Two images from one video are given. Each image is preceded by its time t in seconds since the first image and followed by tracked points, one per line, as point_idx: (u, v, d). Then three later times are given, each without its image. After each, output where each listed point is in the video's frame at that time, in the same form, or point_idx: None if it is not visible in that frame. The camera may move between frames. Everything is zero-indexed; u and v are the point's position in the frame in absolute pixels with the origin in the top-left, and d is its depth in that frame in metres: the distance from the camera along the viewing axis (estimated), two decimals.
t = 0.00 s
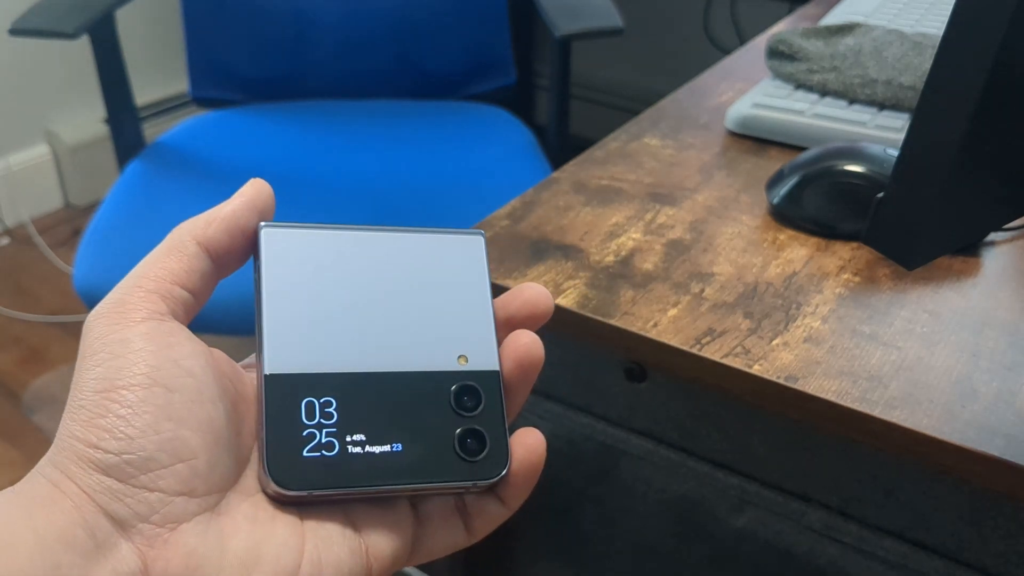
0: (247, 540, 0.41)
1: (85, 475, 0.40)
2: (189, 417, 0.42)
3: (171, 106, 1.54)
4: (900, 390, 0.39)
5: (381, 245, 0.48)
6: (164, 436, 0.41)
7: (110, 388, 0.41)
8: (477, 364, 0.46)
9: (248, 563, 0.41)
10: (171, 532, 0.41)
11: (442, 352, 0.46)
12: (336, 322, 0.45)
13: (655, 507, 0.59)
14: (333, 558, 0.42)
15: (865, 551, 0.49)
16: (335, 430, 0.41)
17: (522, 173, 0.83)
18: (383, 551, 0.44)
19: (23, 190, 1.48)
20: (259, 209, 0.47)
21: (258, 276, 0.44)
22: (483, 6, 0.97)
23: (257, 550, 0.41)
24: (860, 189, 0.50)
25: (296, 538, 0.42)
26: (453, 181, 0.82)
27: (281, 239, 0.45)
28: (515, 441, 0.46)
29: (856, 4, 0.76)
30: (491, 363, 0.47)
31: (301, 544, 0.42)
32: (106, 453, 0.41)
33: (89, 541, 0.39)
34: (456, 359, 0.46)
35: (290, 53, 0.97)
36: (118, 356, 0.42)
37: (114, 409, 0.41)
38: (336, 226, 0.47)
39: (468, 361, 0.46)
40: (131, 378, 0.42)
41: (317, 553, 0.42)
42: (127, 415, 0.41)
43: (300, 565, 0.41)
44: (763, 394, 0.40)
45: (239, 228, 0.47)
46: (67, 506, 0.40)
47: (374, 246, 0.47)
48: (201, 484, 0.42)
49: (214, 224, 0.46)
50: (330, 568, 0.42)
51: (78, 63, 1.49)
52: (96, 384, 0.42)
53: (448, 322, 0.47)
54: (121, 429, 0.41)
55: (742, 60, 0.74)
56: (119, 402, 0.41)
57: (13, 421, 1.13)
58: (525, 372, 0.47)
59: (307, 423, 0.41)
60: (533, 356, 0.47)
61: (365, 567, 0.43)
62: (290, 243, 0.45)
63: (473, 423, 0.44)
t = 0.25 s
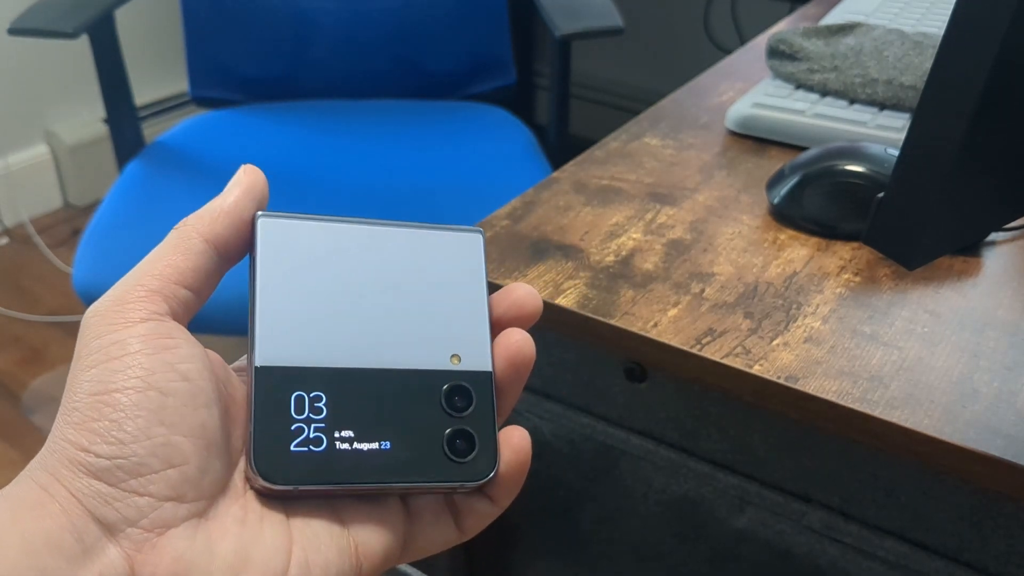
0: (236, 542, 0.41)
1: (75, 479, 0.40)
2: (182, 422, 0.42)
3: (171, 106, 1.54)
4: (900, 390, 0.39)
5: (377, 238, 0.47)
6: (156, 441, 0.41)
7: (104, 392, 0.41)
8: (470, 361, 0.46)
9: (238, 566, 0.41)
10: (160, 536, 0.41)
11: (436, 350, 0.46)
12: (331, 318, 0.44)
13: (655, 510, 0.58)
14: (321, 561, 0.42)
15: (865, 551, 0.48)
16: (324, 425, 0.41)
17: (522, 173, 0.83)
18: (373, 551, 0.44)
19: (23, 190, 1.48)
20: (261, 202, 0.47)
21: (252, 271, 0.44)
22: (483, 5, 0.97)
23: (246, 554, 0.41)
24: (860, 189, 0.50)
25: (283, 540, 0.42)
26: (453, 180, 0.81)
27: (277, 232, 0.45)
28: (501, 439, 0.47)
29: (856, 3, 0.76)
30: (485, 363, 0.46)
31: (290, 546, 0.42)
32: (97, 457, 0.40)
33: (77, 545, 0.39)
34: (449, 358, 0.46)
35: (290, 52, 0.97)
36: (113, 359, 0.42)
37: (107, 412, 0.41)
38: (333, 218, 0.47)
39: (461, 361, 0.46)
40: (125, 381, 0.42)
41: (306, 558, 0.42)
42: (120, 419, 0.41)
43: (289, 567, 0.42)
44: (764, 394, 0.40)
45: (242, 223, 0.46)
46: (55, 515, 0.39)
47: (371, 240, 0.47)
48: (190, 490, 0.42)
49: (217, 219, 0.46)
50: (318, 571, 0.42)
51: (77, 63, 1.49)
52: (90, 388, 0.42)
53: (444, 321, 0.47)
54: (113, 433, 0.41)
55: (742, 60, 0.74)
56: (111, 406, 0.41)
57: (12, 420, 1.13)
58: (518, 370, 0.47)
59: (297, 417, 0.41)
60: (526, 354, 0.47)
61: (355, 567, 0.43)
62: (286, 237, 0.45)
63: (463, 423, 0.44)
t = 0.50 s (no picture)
0: (242, 550, 0.41)
1: (81, 486, 0.40)
2: (187, 428, 0.42)
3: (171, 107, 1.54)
4: (900, 390, 0.39)
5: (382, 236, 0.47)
6: (161, 447, 0.41)
7: (109, 397, 0.41)
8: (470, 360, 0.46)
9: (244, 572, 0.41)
10: (167, 543, 0.41)
11: (439, 347, 0.46)
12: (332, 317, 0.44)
13: (655, 510, 0.58)
14: (327, 566, 0.42)
15: (865, 551, 0.48)
16: (325, 424, 0.41)
17: (522, 173, 0.83)
18: (380, 553, 0.44)
19: (23, 190, 1.48)
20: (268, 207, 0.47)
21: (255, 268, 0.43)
22: (484, 5, 0.97)
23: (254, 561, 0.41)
24: (859, 189, 0.50)
25: (291, 546, 0.42)
26: (453, 180, 0.81)
27: (282, 229, 0.44)
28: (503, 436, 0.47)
29: (856, 3, 0.76)
30: (489, 360, 0.46)
31: (297, 551, 0.42)
32: (101, 463, 0.40)
33: (83, 553, 0.39)
34: (453, 355, 0.46)
35: (290, 52, 0.97)
36: (118, 364, 0.42)
37: (112, 419, 0.41)
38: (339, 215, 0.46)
39: (464, 358, 0.46)
40: (130, 387, 0.42)
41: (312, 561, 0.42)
42: (125, 425, 0.41)
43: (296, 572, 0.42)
44: (764, 394, 0.40)
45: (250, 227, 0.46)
46: (55, 526, 0.39)
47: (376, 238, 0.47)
48: (196, 496, 0.41)
49: (224, 223, 0.46)
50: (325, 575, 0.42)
51: (77, 63, 1.49)
52: (95, 394, 0.42)
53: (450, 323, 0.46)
54: (118, 439, 0.41)
55: (742, 60, 0.74)
56: (116, 412, 0.41)
57: (12, 421, 1.13)
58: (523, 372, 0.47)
59: (297, 416, 0.41)
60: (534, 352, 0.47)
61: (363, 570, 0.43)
62: (290, 234, 0.45)
63: (464, 421, 0.44)
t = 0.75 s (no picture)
0: (248, 565, 0.41)
1: (83, 502, 0.41)
2: (187, 440, 0.42)
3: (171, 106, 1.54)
4: (900, 390, 0.39)
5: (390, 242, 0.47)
6: (162, 461, 0.41)
7: (108, 412, 0.41)
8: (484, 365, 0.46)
9: None
10: (172, 558, 0.41)
11: (448, 353, 0.46)
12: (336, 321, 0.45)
13: (655, 510, 0.59)
14: None
15: (865, 551, 0.48)
16: (333, 433, 0.42)
17: (522, 173, 0.83)
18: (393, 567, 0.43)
19: (23, 190, 1.48)
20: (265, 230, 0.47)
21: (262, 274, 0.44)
22: (484, 5, 0.97)
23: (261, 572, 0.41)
24: (859, 188, 0.50)
25: (300, 561, 0.41)
26: (452, 181, 0.81)
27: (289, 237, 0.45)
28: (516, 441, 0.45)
29: (857, 3, 0.76)
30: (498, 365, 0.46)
31: (306, 567, 0.41)
32: (103, 479, 0.41)
33: (87, 569, 0.40)
34: (462, 360, 0.46)
35: (290, 52, 0.97)
36: (116, 379, 0.42)
37: (112, 433, 0.41)
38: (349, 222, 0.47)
39: (474, 363, 0.46)
40: (129, 401, 0.42)
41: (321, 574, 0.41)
42: (125, 440, 0.41)
43: None
44: (764, 394, 0.40)
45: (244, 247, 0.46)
46: (57, 544, 0.40)
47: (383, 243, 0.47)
48: (201, 509, 0.41)
49: (219, 243, 0.46)
50: None
51: (78, 63, 1.49)
52: (94, 409, 0.41)
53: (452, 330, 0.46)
54: (118, 454, 0.41)
55: (742, 60, 0.74)
56: (116, 427, 0.41)
57: (12, 421, 1.13)
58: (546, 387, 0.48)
59: (305, 426, 0.41)
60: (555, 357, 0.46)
61: None
62: (298, 241, 0.45)
63: (474, 427, 0.44)
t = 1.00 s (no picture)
0: (266, 561, 0.41)
1: (94, 500, 0.40)
2: (194, 434, 0.42)
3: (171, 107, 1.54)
4: (900, 390, 0.39)
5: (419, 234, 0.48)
6: (171, 456, 0.41)
7: (118, 411, 0.41)
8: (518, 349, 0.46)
9: None
10: (186, 554, 0.40)
11: (477, 339, 0.46)
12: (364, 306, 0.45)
13: (655, 509, 0.58)
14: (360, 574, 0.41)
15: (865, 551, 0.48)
16: (360, 416, 0.42)
17: (522, 173, 0.83)
18: (423, 558, 0.43)
19: (23, 190, 1.48)
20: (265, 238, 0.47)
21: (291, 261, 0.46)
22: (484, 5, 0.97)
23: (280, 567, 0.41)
24: (859, 188, 0.50)
25: (322, 556, 0.41)
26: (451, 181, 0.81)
27: (318, 228, 0.47)
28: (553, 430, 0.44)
29: (856, 3, 0.76)
30: (529, 349, 0.46)
31: (328, 560, 0.41)
32: (113, 476, 0.40)
33: (101, 566, 0.39)
34: (493, 346, 0.45)
35: (290, 52, 0.97)
36: (122, 379, 0.42)
37: (119, 431, 0.41)
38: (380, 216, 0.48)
39: (505, 348, 0.45)
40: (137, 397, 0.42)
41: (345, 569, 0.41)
42: (133, 436, 0.41)
43: None
44: (764, 394, 0.40)
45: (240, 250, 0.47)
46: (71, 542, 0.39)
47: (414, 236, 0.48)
48: (214, 501, 0.41)
49: (213, 249, 0.46)
50: None
51: (77, 63, 1.49)
52: (101, 408, 0.41)
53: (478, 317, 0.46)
54: (127, 451, 0.41)
55: (742, 60, 0.74)
56: (124, 424, 0.41)
57: (13, 421, 1.13)
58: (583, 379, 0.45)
59: (332, 409, 0.42)
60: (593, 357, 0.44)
61: None
62: (328, 231, 0.47)
63: (506, 412, 0.43)
